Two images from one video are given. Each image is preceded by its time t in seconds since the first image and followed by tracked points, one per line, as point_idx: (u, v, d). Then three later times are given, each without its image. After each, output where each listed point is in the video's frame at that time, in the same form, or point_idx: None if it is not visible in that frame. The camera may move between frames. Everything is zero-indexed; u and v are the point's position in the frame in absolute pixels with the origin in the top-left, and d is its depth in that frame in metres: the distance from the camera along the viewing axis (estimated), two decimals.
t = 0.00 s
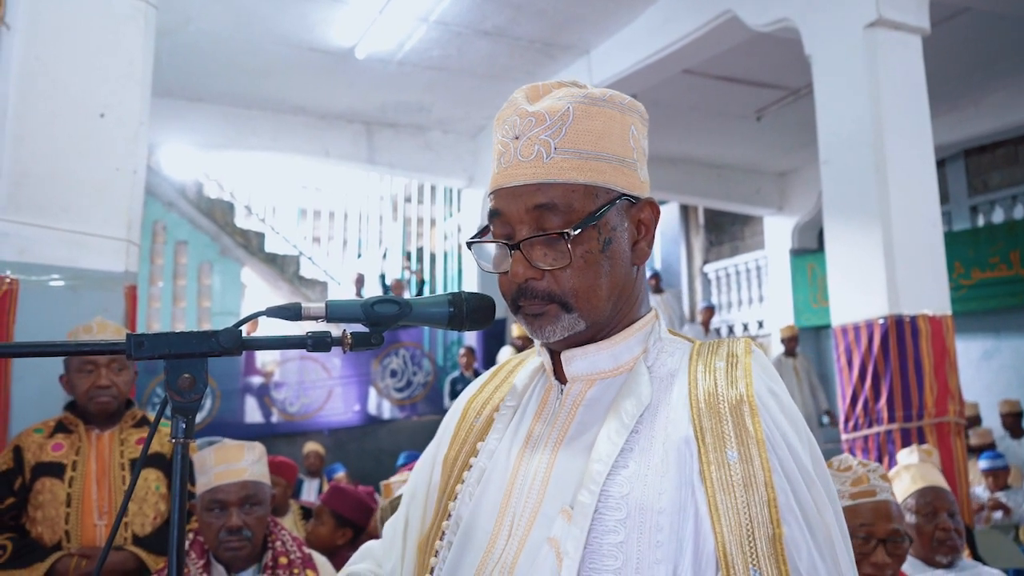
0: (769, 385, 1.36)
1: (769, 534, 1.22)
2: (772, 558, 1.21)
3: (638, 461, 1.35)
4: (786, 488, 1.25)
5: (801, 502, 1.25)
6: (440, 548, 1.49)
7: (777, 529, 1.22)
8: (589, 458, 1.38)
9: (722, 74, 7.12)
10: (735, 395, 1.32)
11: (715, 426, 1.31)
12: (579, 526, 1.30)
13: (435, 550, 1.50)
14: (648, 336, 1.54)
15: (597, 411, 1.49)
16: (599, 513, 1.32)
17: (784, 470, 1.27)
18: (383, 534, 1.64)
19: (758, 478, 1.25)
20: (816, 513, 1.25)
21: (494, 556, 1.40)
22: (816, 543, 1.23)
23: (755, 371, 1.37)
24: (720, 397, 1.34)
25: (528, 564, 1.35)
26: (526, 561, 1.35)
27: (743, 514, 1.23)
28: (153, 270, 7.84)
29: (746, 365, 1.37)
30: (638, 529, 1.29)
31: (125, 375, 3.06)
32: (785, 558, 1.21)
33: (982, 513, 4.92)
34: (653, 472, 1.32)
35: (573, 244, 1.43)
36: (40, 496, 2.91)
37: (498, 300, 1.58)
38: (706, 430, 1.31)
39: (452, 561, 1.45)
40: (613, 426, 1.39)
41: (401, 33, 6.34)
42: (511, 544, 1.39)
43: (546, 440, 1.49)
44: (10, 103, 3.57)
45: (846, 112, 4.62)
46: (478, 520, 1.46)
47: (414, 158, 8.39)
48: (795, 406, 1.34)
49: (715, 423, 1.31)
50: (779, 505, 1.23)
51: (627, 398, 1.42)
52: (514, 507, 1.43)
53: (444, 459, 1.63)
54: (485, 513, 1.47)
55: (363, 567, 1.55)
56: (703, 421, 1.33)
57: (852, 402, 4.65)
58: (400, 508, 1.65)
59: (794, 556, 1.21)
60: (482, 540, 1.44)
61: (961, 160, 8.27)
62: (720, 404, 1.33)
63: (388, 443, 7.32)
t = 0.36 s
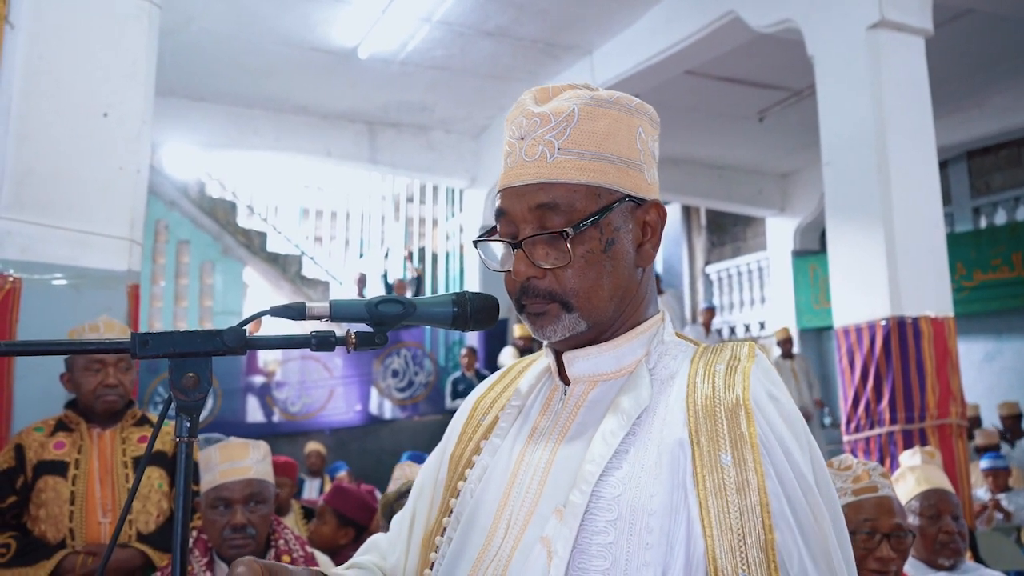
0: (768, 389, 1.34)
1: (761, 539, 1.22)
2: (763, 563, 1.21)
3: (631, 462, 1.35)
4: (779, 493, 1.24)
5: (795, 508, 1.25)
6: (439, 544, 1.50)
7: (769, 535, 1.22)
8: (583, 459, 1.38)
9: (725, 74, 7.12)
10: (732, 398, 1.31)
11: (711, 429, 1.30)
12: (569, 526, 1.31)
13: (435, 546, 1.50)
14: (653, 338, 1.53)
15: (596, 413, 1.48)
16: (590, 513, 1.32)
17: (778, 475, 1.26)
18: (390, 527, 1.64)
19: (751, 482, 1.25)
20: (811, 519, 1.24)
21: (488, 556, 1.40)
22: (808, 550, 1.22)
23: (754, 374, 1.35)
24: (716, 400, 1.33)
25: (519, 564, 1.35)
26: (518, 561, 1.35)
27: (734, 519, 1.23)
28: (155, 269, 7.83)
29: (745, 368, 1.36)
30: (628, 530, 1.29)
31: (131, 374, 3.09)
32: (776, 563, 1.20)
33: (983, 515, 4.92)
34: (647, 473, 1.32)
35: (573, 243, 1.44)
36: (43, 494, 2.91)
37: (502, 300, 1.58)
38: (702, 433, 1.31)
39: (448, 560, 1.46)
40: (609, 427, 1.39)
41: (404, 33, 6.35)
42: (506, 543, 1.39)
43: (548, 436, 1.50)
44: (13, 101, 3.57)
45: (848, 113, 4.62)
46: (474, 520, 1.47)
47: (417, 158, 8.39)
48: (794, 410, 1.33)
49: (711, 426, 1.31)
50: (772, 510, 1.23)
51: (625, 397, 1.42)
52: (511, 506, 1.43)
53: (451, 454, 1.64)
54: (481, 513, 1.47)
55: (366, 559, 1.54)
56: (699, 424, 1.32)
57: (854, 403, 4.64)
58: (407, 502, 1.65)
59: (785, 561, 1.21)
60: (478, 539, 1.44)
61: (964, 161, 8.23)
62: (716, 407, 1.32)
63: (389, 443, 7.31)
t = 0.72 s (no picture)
0: (770, 393, 1.35)
1: (761, 543, 1.21)
2: (764, 567, 1.20)
3: (632, 464, 1.35)
4: (780, 496, 1.24)
5: (796, 512, 1.24)
6: (438, 543, 1.50)
7: (770, 539, 1.21)
8: (584, 459, 1.38)
9: (725, 77, 7.13)
10: (734, 401, 1.31)
11: (712, 433, 1.30)
12: (568, 527, 1.30)
13: (434, 545, 1.51)
14: (656, 341, 1.53)
15: (597, 415, 1.49)
16: (589, 514, 1.32)
17: (779, 479, 1.26)
18: (389, 524, 1.65)
19: (752, 486, 1.24)
20: (813, 524, 1.24)
21: (487, 556, 1.40)
22: (809, 555, 1.22)
23: (757, 378, 1.36)
24: (719, 403, 1.33)
25: (518, 564, 1.35)
26: (517, 561, 1.35)
27: (735, 523, 1.23)
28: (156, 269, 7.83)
29: (747, 372, 1.36)
30: (627, 532, 1.29)
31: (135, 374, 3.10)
32: (776, 566, 1.20)
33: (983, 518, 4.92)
34: (648, 476, 1.32)
35: (572, 241, 1.43)
36: (45, 495, 2.90)
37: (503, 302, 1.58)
38: (703, 436, 1.31)
39: (447, 561, 1.46)
40: (611, 428, 1.39)
41: (405, 35, 6.35)
42: (505, 543, 1.39)
43: (549, 435, 1.50)
44: (14, 101, 3.57)
45: (849, 115, 4.62)
46: (474, 520, 1.47)
47: (417, 159, 8.40)
48: (796, 414, 1.33)
49: (713, 428, 1.31)
50: (773, 513, 1.23)
51: (626, 398, 1.43)
52: (511, 506, 1.43)
53: (451, 453, 1.64)
54: (480, 513, 1.47)
55: (369, 554, 1.55)
56: (700, 427, 1.32)
57: (854, 405, 4.64)
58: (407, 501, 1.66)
59: (786, 564, 1.20)
60: (477, 539, 1.44)
61: (964, 164, 8.24)
62: (719, 409, 1.32)
63: (389, 444, 7.31)
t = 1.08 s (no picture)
0: (778, 394, 1.35)
1: (768, 542, 1.21)
2: (770, 566, 1.20)
3: (639, 459, 1.34)
4: (788, 496, 1.24)
5: (803, 512, 1.24)
6: (439, 534, 1.50)
7: (776, 537, 1.21)
8: (590, 454, 1.38)
9: (726, 76, 7.13)
10: (743, 400, 1.31)
11: (721, 430, 1.30)
12: (574, 522, 1.30)
13: (435, 537, 1.50)
14: (662, 340, 1.52)
15: (602, 411, 1.48)
16: (594, 509, 1.32)
17: (787, 479, 1.26)
18: (388, 515, 1.65)
19: (760, 484, 1.24)
20: (819, 526, 1.24)
21: (489, 550, 1.40)
22: (815, 556, 1.22)
23: (765, 378, 1.36)
24: (728, 402, 1.33)
25: (520, 558, 1.35)
26: (519, 555, 1.35)
27: (741, 521, 1.22)
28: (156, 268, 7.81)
29: (756, 373, 1.36)
30: (633, 527, 1.28)
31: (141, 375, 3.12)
32: (783, 566, 1.19)
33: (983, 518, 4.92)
34: (654, 471, 1.32)
35: (559, 234, 1.45)
36: (48, 492, 2.90)
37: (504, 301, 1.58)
38: (711, 433, 1.31)
39: (447, 554, 1.46)
40: (617, 423, 1.38)
41: (405, 33, 6.35)
42: (506, 538, 1.39)
43: (553, 431, 1.50)
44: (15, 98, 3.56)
45: (850, 116, 4.62)
46: (476, 511, 1.47)
47: (417, 158, 8.40)
48: (803, 415, 1.34)
49: (721, 426, 1.31)
50: (780, 512, 1.22)
51: (631, 395, 1.43)
52: (514, 501, 1.43)
53: (453, 446, 1.64)
54: (482, 507, 1.47)
55: (367, 544, 1.55)
56: (707, 425, 1.32)
57: (854, 405, 4.64)
58: (408, 491, 1.66)
59: (792, 564, 1.20)
60: (479, 532, 1.44)
61: (965, 165, 8.24)
62: (727, 408, 1.32)
63: (389, 443, 7.30)
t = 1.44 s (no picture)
0: (786, 393, 1.35)
1: (775, 541, 1.21)
2: (777, 565, 1.20)
3: (646, 459, 1.34)
4: (795, 495, 1.24)
5: (811, 511, 1.24)
6: (447, 534, 1.50)
7: (784, 536, 1.21)
8: (598, 454, 1.38)
9: (730, 76, 7.12)
10: (750, 400, 1.32)
11: (728, 430, 1.30)
12: (581, 521, 1.30)
13: (443, 536, 1.50)
14: (670, 339, 1.52)
15: (610, 411, 1.48)
16: (602, 508, 1.32)
17: (795, 478, 1.26)
18: (395, 518, 1.63)
19: (767, 483, 1.24)
20: (827, 524, 1.24)
21: (497, 549, 1.40)
22: (824, 555, 1.22)
23: (772, 376, 1.36)
24: (735, 401, 1.33)
25: (528, 557, 1.35)
26: (526, 555, 1.35)
27: (749, 520, 1.23)
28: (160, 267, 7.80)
29: (763, 371, 1.36)
30: (641, 526, 1.28)
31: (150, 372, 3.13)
32: (791, 566, 1.20)
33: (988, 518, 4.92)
34: (661, 470, 1.32)
35: (567, 233, 1.45)
36: (52, 489, 2.90)
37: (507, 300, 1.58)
38: (719, 433, 1.31)
39: (454, 553, 1.45)
40: (625, 423, 1.38)
41: (409, 32, 6.36)
42: (514, 539, 1.39)
43: (561, 431, 1.50)
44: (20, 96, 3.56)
45: (853, 115, 4.61)
46: (484, 511, 1.47)
47: (420, 157, 8.40)
48: (810, 414, 1.34)
49: (728, 426, 1.31)
50: (788, 511, 1.22)
51: (638, 394, 1.43)
52: (521, 501, 1.43)
53: (461, 445, 1.64)
54: (490, 507, 1.47)
55: (366, 549, 1.53)
56: (715, 424, 1.32)
57: (857, 405, 4.64)
58: (416, 492, 1.65)
59: (800, 563, 1.20)
60: (487, 532, 1.44)
61: (969, 164, 8.23)
62: (735, 407, 1.32)
63: (391, 442, 7.31)
